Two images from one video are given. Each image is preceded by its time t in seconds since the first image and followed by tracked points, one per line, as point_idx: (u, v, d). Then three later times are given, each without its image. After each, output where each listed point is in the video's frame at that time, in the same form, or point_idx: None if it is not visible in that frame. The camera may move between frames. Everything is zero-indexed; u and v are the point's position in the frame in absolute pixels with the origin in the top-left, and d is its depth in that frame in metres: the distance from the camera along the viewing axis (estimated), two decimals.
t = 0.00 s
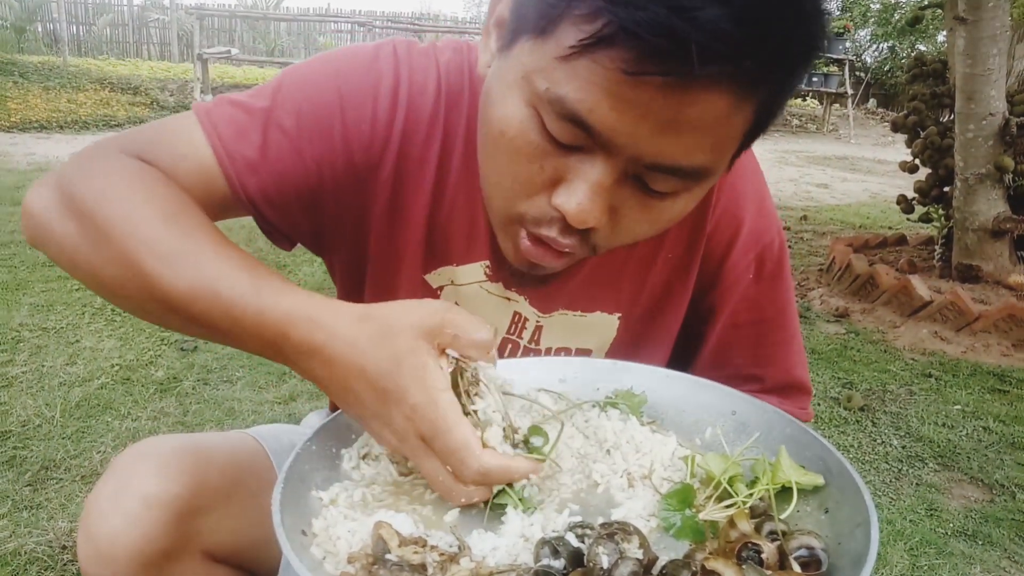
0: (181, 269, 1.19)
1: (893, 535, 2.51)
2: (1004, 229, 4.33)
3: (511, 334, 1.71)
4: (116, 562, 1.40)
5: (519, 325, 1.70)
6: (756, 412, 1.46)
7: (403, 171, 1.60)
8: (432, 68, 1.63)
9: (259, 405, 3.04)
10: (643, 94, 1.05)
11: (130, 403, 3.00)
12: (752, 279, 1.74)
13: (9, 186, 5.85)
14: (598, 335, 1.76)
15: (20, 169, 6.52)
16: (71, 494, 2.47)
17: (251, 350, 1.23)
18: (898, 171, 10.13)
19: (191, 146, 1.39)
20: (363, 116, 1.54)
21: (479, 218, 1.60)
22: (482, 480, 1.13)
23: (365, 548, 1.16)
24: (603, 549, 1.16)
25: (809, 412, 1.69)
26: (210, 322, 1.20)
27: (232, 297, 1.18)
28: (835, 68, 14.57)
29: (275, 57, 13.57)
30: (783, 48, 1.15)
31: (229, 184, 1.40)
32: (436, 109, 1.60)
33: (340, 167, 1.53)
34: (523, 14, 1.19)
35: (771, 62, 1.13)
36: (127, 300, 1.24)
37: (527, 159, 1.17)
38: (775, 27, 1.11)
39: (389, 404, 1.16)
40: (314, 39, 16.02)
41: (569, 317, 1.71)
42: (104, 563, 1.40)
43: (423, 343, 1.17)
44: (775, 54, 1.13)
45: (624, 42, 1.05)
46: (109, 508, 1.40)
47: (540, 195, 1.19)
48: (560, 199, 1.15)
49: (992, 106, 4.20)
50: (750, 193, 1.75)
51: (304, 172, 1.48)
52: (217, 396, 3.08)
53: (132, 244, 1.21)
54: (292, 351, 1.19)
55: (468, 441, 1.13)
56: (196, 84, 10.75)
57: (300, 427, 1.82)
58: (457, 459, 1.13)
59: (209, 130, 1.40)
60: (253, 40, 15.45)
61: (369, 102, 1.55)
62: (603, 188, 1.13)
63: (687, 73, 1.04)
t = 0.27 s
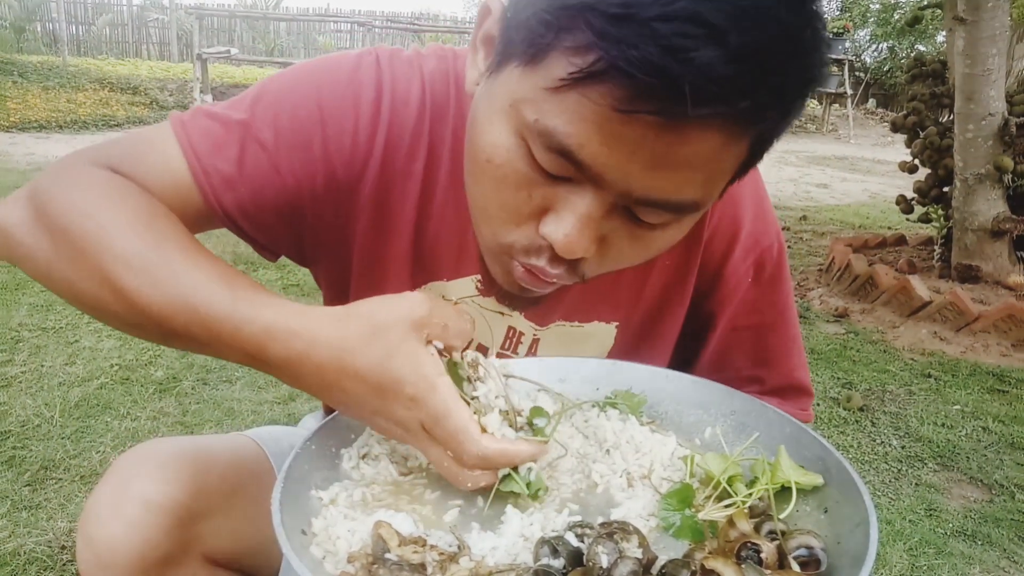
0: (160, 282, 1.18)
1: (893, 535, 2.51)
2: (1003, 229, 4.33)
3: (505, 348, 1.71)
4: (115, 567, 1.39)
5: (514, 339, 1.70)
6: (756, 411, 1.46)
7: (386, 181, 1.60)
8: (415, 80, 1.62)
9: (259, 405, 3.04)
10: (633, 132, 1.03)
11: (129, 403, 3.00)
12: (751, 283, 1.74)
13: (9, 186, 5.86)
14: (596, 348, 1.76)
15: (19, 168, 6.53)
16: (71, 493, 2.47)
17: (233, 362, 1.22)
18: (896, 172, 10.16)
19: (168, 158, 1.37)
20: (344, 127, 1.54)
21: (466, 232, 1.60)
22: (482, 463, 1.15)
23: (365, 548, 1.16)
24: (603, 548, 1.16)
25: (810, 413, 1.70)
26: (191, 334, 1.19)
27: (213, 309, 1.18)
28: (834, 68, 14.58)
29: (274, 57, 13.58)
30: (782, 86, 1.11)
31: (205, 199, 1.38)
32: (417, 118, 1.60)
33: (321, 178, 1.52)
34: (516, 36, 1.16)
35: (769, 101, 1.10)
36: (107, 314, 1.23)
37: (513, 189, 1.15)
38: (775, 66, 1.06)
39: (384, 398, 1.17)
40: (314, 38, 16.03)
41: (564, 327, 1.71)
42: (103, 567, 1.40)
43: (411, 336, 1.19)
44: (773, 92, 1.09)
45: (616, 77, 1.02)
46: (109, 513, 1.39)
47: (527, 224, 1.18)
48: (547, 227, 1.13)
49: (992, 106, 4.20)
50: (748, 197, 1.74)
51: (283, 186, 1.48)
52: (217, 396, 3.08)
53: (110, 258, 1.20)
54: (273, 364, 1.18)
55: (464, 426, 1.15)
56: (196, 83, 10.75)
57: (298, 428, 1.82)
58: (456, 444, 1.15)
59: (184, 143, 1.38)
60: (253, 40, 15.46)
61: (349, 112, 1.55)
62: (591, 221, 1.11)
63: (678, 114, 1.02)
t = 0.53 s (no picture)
0: (164, 265, 1.20)
1: (893, 534, 2.51)
2: (1003, 229, 4.33)
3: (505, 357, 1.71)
4: (118, 571, 1.39)
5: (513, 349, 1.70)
6: (755, 412, 1.46)
7: (379, 190, 1.58)
8: (408, 92, 1.59)
9: (259, 405, 3.04)
10: (627, 140, 1.01)
11: (129, 403, 3.00)
12: (752, 287, 1.73)
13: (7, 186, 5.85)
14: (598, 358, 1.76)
15: (19, 168, 6.52)
16: (71, 493, 2.47)
17: (239, 339, 1.24)
18: (896, 172, 10.16)
19: (155, 165, 1.35)
20: (336, 138, 1.51)
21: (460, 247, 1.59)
22: (517, 397, 1.10)
23: (364, 548, 1.16)
24: (603, 548, 1.16)
25: (813, 414, 1.71)
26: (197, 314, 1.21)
27: (219, 284, 1.20)
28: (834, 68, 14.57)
29: (274, 58, 13.58)
30: (780, 81, 1.09)
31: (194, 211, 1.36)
32: (412, 130, 1.56)
33: (312, 189, 1.50)
34: (505, 46, 1.14)
35: (769, 94, 1.08)
36: (105, 309, 1.23)
37: (503, 203, 1.14)
38: (773, 62, 1.05)
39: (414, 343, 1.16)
40: (314, 38, 16.04)
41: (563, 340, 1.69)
42: (105, 572, 1.40)
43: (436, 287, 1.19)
44: (772, 90, 1.08)
45: (609, 80, 1.00)
46: (111, 517, 1.40)
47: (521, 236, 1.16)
48: (542, 242, 1.12)
49: (992, 105, 4.20)
50: (747, 202, 1.72)
51: (273, 199, 1.45)
52: (217, 395, 3.08)
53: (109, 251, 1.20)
54: (284, 333, 1.20)
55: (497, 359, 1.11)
56: (196, 83, 10.76)
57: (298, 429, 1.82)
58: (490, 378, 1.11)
59: (171, 154, 1.35)
60: (253, 40, 15.46)
61: (342, 122, 1.52)
62: (586, 234, 1.10)
63: (676, 114, 1.00)
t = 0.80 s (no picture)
0: (170, 259, 1.19)
1: (892, 533, 2.51)
2: (1003, 227, 4.33)
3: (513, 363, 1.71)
4: None
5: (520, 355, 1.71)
6: (755, 411, 1.46)
7: (376, 202, 1.57)
8: (405, 102, 1.58)
9: (258, 404, 3.03)
10: (628, 116, 0.99)
11: (129, 402, 2.99)
12: (753, 288, 1.72)
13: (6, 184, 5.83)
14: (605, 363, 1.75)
15: (18, 167, 6.51)
16: (70, 492, 2.47)
17: (246, 326, 1.23)
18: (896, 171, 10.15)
19: (147, 176, 1.33)
20: (332, 151, 1.50)
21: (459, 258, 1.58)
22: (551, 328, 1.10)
23: (364, 547, 1.16)
24: (603, 547, 1.16)
25: (816, 413, 1.72)
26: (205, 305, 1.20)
27: (229, 269, 1.19)
28: (834, 67, 14.55)
29: (274, 57, 13.56)
30: (774, 35, 1.10)
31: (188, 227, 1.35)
32: (409, 142, 1.55)
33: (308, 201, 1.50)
34: (480, 59, 1.15)
35: (764, 51, 1.08)
36: (107, 315, 1.22)
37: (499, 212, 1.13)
38: (760, 12, 1.05)
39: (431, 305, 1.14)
40: (313, 37, 16.02)
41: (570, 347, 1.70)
42: None
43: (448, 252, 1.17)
44: (765, 43, 1.08)
45: (596, 57, 1.00)
46: (110, 522, 1.39)
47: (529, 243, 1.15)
48: (553, 244, 1.11)
49: (992, 104, 4.20)
50: (745, 203, 1.70)
51: (267, 212, 1.45)
52: (217, 394, 3.08)
53: (114, 247, 1.18)
54: (299, 312, 1.20)
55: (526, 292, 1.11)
56: (195, 82, 10.73)
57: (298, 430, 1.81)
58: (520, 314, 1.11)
59: (165, 168, 1.34)
60: (252, 38, 15.44)
61: (338, 135, 1.51)
62: (596, 230, 1.10)
63: (671, 80, 0.99)
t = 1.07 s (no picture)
0: (175, 292, 1.17)
1: (892, 532, 2.51)
2: (1002, 226, 4.33)
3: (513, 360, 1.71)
4: None
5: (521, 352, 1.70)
6: (753, 409, 1.45)
7: (377, 204, 1.57)
8: (406, 100, 1.57)
9: (257, 402, 3.03)
10: (586, 130, 0.96)
11: (128, 400, 2.99)
12: (758, 286, 1.72)
13: (5, 182, 5.83)
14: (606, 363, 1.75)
15: (17, 165, 6.50)
16: (70, 490, 2.46)
17: (247, 354, 1.22)
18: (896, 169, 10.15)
19: (150, 187, 1.32)
20: (333, 153, 1.50)
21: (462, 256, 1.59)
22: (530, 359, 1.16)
23: (362, 545, 1.16)
24: (602, 545, 1.16)
25: (817, 411, 1.72)
26: (205, 337, 1.18)
27: (232, 308, 1.16)
28: (834, 65, 14.55)
29: (273, 55, 13.56)
30: (750, 59, 1.02)
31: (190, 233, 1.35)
32: (410, 142, 1.55)
33: (310, 206, 1.50)
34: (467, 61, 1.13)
35: (736, 73, 1.01)
36: (111, 337, 1.22)
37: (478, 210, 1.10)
38: (731, 31, 0.98)
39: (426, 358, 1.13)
40: (313, 35, 16.02)
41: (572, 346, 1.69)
42: None
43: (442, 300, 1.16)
44: (737, 64, 1.00)
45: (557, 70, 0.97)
46: (111, 523, 1.39)
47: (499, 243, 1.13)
48: (519, 248, 1.09)
49: (992, 103, 4.20)
50: (755, 200, 1.70)
51: (270, 217, 1.45)
52: (216, 392, 3.07)
53: (119, 273, 1.17)
54: (297, 350, 1.18)
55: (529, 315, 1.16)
56: (195, 79, 10.73)
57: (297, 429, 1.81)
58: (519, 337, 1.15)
59: (166, 174, 1.34)
60: (252, 36, 15.44)
61: (339, 137, 1.51)
62: (560, 238, 1.06)
63: (627, 98, 0.94)
